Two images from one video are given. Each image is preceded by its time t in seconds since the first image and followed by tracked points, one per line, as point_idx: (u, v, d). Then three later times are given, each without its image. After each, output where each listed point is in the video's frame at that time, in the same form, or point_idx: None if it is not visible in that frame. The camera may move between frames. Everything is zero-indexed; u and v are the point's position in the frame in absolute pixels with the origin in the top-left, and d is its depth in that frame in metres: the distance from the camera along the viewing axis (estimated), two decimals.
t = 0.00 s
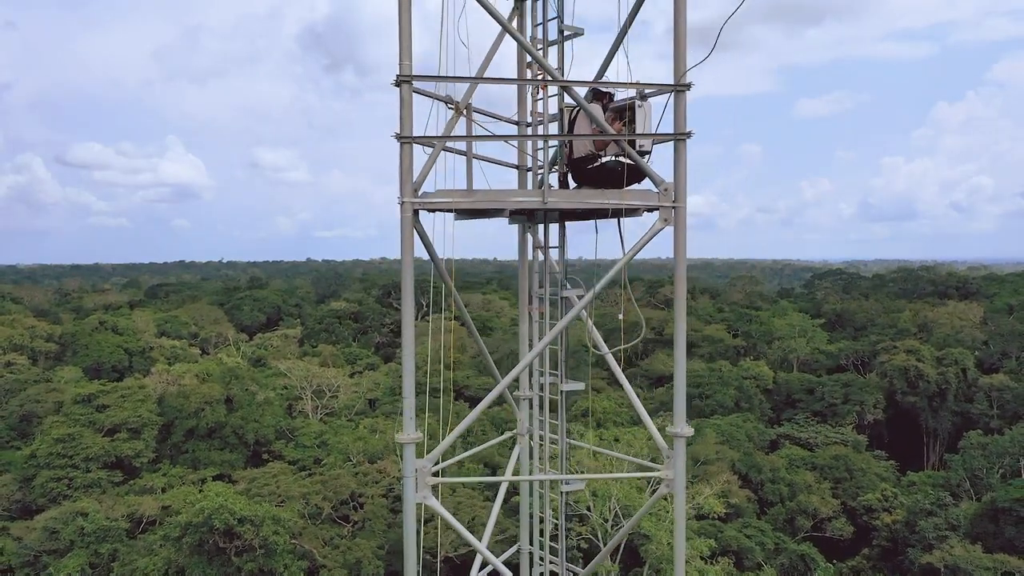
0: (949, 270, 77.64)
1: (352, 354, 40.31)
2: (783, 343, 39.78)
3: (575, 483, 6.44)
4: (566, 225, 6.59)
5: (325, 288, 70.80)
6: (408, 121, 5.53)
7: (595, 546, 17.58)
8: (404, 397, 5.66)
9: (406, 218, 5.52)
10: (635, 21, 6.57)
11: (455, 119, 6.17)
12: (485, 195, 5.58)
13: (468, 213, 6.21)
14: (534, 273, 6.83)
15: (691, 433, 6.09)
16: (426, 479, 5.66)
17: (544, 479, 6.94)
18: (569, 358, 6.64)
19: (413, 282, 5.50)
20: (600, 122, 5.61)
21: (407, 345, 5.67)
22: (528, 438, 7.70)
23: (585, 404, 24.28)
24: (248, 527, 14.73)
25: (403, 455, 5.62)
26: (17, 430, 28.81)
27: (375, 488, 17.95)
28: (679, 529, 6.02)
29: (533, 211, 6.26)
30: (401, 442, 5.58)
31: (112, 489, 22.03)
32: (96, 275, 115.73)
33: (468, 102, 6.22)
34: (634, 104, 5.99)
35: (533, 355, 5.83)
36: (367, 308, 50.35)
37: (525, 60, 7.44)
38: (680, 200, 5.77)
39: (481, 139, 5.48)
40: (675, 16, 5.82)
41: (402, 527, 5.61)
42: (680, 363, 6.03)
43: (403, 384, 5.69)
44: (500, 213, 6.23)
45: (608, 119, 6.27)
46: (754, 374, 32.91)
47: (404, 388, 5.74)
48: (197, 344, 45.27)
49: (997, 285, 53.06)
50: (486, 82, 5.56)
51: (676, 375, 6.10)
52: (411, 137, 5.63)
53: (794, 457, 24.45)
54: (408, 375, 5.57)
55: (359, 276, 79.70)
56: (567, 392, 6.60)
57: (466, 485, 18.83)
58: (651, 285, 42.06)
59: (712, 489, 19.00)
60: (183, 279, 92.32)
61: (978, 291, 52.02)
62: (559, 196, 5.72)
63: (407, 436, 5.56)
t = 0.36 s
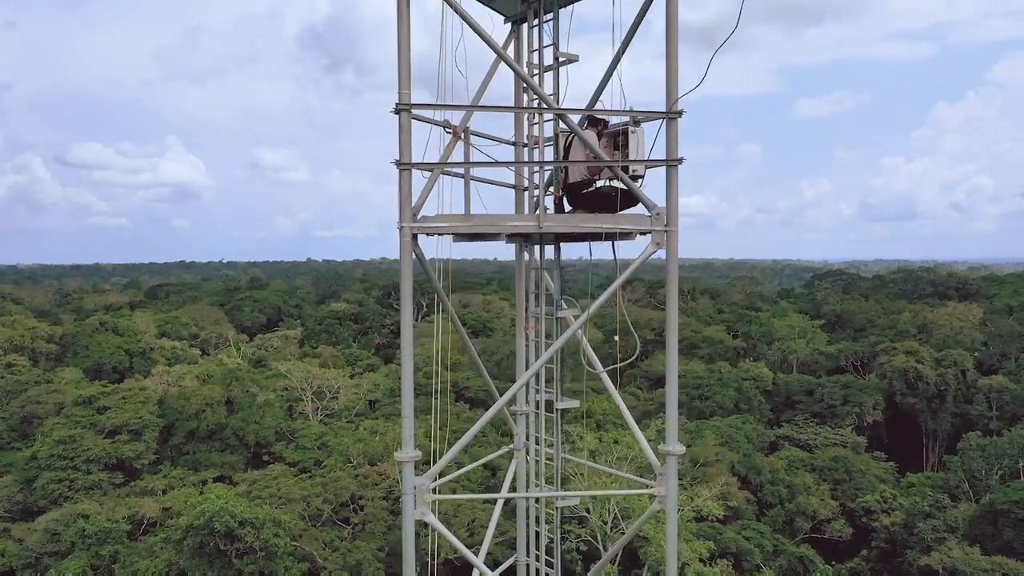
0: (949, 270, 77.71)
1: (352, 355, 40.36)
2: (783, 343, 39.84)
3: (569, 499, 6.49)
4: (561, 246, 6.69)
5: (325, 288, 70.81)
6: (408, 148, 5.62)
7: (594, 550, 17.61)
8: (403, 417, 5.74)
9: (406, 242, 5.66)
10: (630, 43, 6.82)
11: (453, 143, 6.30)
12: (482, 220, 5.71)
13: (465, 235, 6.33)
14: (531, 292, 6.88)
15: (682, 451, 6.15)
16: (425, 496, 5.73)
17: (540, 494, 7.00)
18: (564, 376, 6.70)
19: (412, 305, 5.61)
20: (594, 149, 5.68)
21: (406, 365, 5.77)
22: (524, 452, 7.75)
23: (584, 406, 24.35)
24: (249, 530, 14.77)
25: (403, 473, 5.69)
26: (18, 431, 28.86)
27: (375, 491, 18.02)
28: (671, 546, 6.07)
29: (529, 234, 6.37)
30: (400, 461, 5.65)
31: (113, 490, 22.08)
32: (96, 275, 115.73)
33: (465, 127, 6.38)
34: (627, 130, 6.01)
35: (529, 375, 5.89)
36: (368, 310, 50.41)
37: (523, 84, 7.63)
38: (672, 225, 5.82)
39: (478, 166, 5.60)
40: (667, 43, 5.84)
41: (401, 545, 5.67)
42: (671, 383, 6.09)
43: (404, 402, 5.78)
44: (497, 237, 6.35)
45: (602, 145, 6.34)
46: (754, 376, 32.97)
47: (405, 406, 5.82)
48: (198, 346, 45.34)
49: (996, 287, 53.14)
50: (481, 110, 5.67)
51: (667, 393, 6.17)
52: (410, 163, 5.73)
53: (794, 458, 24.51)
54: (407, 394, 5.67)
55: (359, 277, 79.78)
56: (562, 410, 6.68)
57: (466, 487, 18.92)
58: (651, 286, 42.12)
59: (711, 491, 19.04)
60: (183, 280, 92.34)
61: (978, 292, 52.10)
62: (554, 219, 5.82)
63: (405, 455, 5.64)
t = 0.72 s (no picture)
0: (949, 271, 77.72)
1: (352, 356, 40.39)
2: (783, 345, 39.88)
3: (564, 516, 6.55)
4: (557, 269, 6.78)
5: (325, 288, 70.83)
6: (407, 176, 5.68)
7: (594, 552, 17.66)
8: (404, 436, 5.81)
9: (405, 267, 5.75)
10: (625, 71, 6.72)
11: (452, 167, 6.38)
12: (480, 245, 5.79)
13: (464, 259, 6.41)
14: (526, 313, 6.94)
15: (674, 469, 6.22)
16: (424, 515, 5.79)
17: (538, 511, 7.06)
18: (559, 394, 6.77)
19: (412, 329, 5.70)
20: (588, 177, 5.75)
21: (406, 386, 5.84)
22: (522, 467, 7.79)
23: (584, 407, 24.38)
24: (249, 533, 14.85)
25: (402, 492, 5.76)
26: (18, 432, 28.90)
27: (376, 494, 18.09)
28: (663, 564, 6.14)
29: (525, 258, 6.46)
30: (400, 480, 5.72)
31: (114, 492, 22.16)
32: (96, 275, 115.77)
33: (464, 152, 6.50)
34: (621, 158, 6.25)
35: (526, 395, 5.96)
36: (367, 311, 50.47)
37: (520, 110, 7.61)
38: (664, 250, 5.91)
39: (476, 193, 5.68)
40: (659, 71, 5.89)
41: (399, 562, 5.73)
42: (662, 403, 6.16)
43: (403, 423, 5.84)
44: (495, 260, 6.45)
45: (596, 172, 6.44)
46: (753, 378, 33.01)
47: (405, 426, 5.88)
48: (198, 347, 45.39)
49: (996, 288, 53.20)
50: (481, 139, 5.68)
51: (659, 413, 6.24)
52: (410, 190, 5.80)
53: (793, 459, 24.55)
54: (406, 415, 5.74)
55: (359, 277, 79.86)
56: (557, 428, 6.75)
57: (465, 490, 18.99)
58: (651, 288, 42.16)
59: (710, 494, 19.11)
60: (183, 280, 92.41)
61: (977, 292, 52.15)
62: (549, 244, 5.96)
63: (405, 474, 5.70)
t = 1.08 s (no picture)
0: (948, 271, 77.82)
1: (352, 357, 40.42)
2: (782, 346, 39.93)
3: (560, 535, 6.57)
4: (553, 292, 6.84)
5: (325, 289, 70.80)
6: (407, 203, 5.72)
7: (594, 555, 17.73)
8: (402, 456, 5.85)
9: (404, 291, 5.83)
10: (618, 101, 6.60)
11: (449, 193, 6.40)
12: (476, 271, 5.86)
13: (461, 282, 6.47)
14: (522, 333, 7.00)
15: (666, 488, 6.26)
16: (421, 533, 5.83)
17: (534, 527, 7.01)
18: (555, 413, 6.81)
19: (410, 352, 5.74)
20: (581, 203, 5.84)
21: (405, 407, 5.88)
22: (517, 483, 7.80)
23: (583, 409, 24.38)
24: (250, 535, 14.92)
25: (399, 510, 5.79)
26: (19, 433, 28.94)
27: (376, 496, 18.17)
28: None
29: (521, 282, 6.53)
30: (398, 499, 5.75)
31: (115, 494, 22.23)
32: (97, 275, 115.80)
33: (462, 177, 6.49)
34: (615, 183, 6.36)
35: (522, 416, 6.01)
36: (368, 311, 50.53)
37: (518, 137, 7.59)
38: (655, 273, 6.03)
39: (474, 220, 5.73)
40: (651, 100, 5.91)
41: None
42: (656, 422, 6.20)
43: (402, 443, 5.88)
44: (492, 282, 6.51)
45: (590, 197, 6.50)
46: (752, 379, 33.06)
47: (403, 446, 5.91)
48: (199, 348, 45.43)
49: (995, 289, 53.29)
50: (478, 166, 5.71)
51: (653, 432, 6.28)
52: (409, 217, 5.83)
53: (792, 461, 24.59)
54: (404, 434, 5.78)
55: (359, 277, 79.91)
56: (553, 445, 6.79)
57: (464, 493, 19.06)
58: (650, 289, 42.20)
59: (709, 496, 19.17)
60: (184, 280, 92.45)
61: (977, 293, 52.24)
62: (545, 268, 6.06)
63: (403, 493, 5.74)
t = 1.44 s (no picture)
0: (948, 272, 77.84)
1: (353, 358, 40.47)
2: (782, 347, 39.97)
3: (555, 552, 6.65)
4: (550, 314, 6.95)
5: (326, 290, 70.84)
6: (406, 229, 5.83)
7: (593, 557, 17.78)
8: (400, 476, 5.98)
9: (404, 316, 6.01)
10: (611, 129, 6.61)
11: (447, 216, 6.46)
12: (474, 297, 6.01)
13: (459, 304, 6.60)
14: (519, 352, 7.11)
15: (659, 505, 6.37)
16: (421, 550, 5.90)
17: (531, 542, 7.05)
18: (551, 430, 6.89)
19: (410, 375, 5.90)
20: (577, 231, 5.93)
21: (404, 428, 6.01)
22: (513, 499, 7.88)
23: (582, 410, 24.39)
24: (251, 538, 14.98)
25: (399, 527, 5.85)
26: (20, 435, 28.98)
27: (376, 499, 18.23)
28: None
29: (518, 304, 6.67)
30: (398, 517, 5.83)
31: (116, 496, 22.29)
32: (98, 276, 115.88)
33: (460, 201, 6.50)
34: (609, 208, 6.43)
35: (520, 435, 6.13)
36: (368, 312, 50.60)
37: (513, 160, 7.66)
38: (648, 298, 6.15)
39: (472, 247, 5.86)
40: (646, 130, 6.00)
41: None
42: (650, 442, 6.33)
43: (401, 462, 6.00)
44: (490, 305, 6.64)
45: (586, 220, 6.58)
46: (752, 380, 33.12)
47: (403, 465, 6.03)
48: (200, 349, 45.52)
49: (995, 291, 53.34)
50: (474, 195, 5.86)
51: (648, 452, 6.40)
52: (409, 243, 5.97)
53: (792, 463, 24.62)
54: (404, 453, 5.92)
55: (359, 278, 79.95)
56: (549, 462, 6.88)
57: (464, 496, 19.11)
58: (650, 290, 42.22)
59: (708, 500, 19.19)
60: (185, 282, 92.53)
61: (977, 294, 52.30)
62: (540, 292, 6.26)
63: (403, 512, 5.81)
